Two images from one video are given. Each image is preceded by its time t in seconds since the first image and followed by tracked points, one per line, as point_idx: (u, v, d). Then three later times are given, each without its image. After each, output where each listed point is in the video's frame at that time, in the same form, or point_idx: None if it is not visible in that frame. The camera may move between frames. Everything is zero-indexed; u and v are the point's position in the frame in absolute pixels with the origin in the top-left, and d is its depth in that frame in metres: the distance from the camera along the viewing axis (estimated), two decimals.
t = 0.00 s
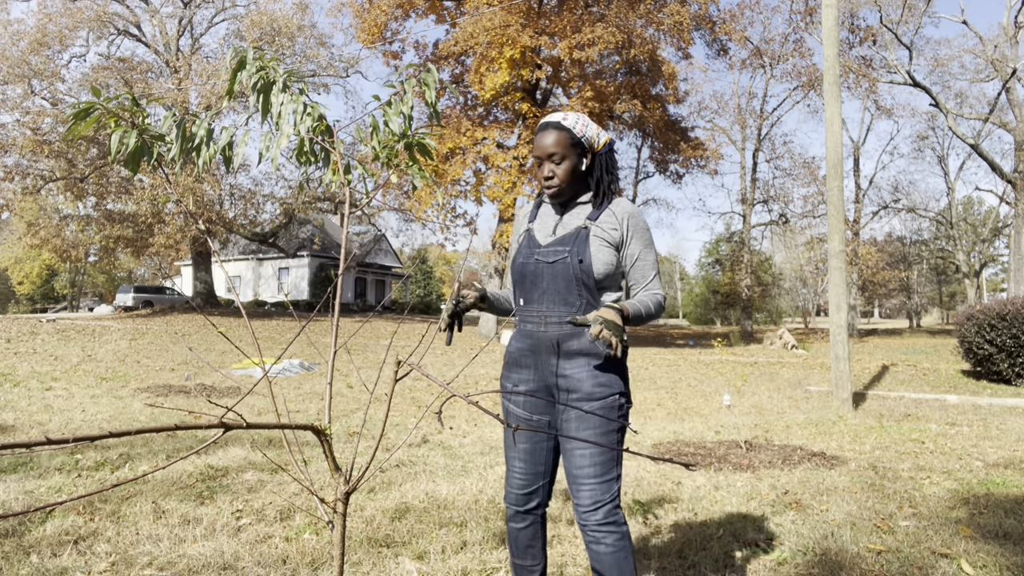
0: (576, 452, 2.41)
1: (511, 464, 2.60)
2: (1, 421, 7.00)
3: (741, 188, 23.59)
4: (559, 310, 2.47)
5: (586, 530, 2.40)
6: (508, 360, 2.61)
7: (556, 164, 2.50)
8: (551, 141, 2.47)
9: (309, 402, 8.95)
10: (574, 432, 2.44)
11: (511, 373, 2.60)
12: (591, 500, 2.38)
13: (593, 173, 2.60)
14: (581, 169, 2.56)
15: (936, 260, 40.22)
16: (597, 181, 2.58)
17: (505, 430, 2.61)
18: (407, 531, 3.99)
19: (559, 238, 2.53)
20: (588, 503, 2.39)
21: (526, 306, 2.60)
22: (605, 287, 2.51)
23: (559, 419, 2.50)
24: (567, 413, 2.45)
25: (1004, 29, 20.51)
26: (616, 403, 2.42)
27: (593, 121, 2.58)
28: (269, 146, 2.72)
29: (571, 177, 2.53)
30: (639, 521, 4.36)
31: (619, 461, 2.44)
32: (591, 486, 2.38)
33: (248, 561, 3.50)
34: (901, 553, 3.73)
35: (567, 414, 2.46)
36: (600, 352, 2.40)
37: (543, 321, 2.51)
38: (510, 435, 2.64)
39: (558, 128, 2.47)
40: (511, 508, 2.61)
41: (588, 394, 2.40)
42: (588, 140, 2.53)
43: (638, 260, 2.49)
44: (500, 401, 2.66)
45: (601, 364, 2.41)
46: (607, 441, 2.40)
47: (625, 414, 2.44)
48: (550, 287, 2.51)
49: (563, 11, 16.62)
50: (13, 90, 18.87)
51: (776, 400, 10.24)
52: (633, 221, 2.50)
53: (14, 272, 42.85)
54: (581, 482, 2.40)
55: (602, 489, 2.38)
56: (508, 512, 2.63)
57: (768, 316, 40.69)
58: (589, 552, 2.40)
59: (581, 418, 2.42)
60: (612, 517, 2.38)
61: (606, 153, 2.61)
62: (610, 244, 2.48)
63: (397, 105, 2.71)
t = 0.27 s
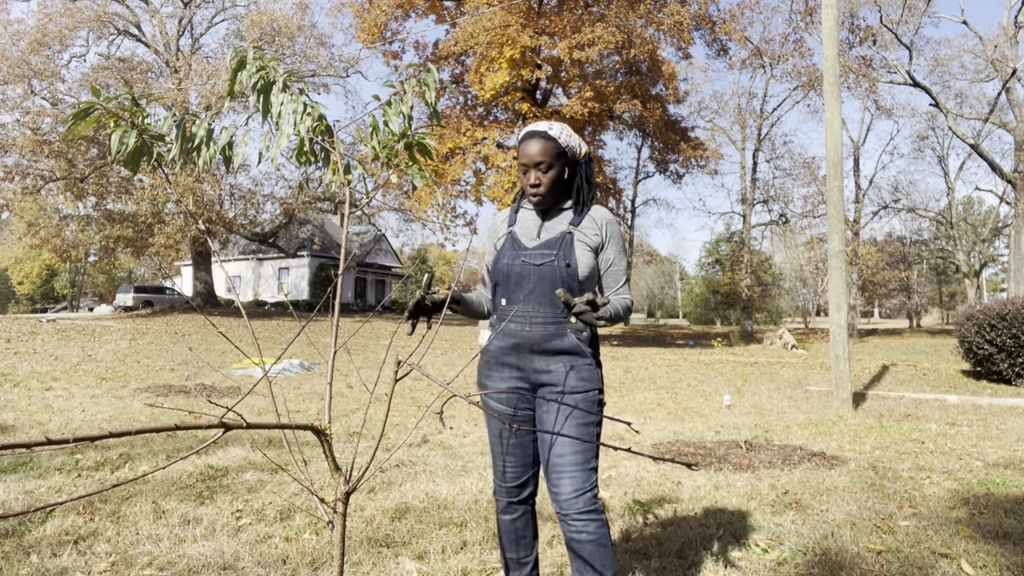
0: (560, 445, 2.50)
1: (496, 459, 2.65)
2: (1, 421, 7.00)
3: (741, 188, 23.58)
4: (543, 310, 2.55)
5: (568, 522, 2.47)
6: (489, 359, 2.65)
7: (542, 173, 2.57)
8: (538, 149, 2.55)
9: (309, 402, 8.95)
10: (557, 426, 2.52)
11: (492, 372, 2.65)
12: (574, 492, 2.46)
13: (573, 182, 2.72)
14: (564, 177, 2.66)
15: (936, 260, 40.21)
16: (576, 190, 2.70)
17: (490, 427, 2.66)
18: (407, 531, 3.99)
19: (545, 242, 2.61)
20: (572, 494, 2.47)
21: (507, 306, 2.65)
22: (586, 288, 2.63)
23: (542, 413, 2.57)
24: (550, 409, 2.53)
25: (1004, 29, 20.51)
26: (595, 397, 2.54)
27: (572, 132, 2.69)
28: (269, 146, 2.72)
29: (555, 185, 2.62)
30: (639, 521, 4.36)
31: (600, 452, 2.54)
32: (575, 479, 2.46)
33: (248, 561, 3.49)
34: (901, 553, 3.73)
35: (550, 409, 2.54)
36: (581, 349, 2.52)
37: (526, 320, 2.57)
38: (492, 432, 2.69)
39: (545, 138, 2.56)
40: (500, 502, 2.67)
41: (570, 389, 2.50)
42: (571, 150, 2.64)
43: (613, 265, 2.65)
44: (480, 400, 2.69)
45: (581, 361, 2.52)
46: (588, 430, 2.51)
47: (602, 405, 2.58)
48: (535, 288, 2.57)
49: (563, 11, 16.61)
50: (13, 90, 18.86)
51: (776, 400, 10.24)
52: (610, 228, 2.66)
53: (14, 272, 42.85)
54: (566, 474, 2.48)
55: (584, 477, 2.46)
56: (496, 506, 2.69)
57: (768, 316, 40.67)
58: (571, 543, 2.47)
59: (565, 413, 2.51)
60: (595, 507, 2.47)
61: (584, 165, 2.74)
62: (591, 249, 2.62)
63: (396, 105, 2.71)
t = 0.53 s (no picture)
0: (551, 443, 2.49)
1: (492, 455, 2.67)
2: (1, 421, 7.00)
3: (741, 188, 23.57)
4: (534, 309, 2.55)
5: (558, 518, 2.50)
6: (483, 357, 2.66)
7: (532, 173, 2.58)
8: (527, 151, 2.56)
9: (309, 402, 8.95)
10: (548, 425, 2.52)
11: (486, 370, 2.66)
12: (566, 489, 2.48)
13: (564, 182, 2.72)
14: (554, 177, 2.66)
15: (936, 260, 40.22)
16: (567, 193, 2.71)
17: (484, 425, 2.67)
18: (407, 532, 3.99)
19: (536, 241, 2.61)
20: (563, 491, 2.49)
21: (499, 305, 2.66)
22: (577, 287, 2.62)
23: (534, 411, 2.58)
24: (542, 407, 2.53)
25: (1004, 29, 20.51)
26: (587, 396, 2.53)
27: (562, 133, 2.69)
28: (269, 145, 2.72)
29: (545, 186, 2.62)
30: (639, 521, 4.37)
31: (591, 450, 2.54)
32: (566, 476, 2.47)
33: (248, 561, 3.49)
34: (901, 553, 3.73)
35: (541, 408, 2.54)
36: (572, 348, 2.51)
37: (518, 318, 2.57)
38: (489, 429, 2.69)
39: (534, 139, 2.57)
40: (498, 497, 2.68)
41: (562, 387, 2.50)
42: (561, 151, 2.65)
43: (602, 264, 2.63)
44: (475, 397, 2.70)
45: (572, 359, 2.51)
46: (579, 429, 2.51)
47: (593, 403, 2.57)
48: (526, 286, 2.57)
49: (563, 11, 16.61)
50: (12, 90, 18.86)
51: (777, 400, 10.24)
52: (599, 227, 2.63)
53: (14, 272, 42.86)
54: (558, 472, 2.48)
55: (576, 476, 2.48)
56: (495, 502, 2.70)
57: (768, 316, 40.60)
58: (562, 538, 2.50)
59: (557, 411, 2.50)
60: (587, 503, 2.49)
61: (575, 165, 2.73)
62: (580, 246, 2.61)
63: (397, 105, 2.71)
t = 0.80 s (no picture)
0: (551, 443, 2.49)
1: (491, 456, 2.66)
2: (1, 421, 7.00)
3: (741, 188, 23.57)
4: (534, 309, 2.55)
5: (559, 517, 2.50)
6: (482, 358, 2.66)
7: (527, 175, 2.57)
8: (524, 153, 2.56)
9: (309, 402, 8.95)
10: (548, 425, 2.52)
11: (486, 371, 2.65)
12: (568, 488, 2.48)
13: (557, 183, 2.72)
14: (548, 179, 2.66)
15: (936, 260, 40.21)
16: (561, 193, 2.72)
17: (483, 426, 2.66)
18: (407, 532, 3.99)
19: (533, 242, 2.61)
20: (564, 489, 2.50)
21: (497, 306, 2.65)
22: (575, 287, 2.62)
23: (534, 411, 2.57)
24: (542, 406, 2.53)
25: (1004, 29, 20.50)
26: (586, 395, 2.54)
27: (556, 134, 2.69)
28: (269, 145, 2.72)
29: (540, 188, 2.62)
30: (639, 521, 4.37)
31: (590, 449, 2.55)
32: (567, 475, 2.48)
33: (248, 561, 3.50)
34: (901, 553, 3.73)
35: (541, 407, 2.54)
36: (572, 347, 2.52)
37: (517, 320, 2.57)
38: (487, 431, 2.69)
39: (529, 141, 2.57)
40: (497, 497, 2.68)
41: (562, 386, 2.51)
42: (555, 153, 2.65)
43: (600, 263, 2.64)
44: (475, 398, 2.69)
45: (572, 358, 2.52)
46: (579, 427, 2.51)
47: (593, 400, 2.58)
48: (524, 288, 2.57)
49: (563, 11, 16.61)
50: (12, 90, 18.85)
51: (776, 400, 10.25)
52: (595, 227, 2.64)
53: (14, 272, 42.88)
54: (556, 471, 2.49)
55: (577, 474, 2.48)
56: (494, 502, 2.70)
57: (768, 316, 40.61)
58: (562, 538, 2.50)
59: (556, 411, 2.50)
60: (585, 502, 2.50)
61: (570, 166, 2.73)
62: (576, 247, 2.61)
63: (397, 105, 2.71)
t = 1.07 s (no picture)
0: (547, 442, 2.49)
1: (489, 454, 2.66)
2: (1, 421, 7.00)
3: (741, 188, 23.57)
4: (530, 309, 2.55)
5: (556, 516, 2.50)
6: (480, 358, 2.66)
7: (523, 176, 2.57)
8: (519, 155, 2.56)
9: (309, 402, 8.95)
10: (545, 424, 2.52)
11: (483, 370, 2.66)
12: (566, 487, 2.48)
13: (553, 184, 2.72)
14: (543, 180, 2.66)
15: (936, 260, 40.21)
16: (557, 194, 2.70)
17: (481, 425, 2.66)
18: (407, 532, 3.99)
19: (528, 243, 2.61)
20: (562, 488, 2.49)
21: (494, 307, 2.66)
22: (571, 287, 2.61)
23: (532, 410, 2.58)
24: (539, 405, 2.53)
25: (1004, 29, 20.50)
26: (583, 394, 2.54)
27: (550, 135, 2.69)
28: (269, 145, 2.72)
29: (535, 189, 2.62)
30: (639, 521, 4.37)
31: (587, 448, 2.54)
32: (563, 475, 2.47)
33: (248, 561, 3.49)
34: (901, 553, 3.73)
35: (538, 407, 2.54)
36: (568, 347, 2.51)
37: (514, 320, 2.57)
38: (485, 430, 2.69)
39: (525, 143, 2.57)
40: (496, 496, 2.68)
41: (558, 385, 2.51)
42: (550, 154, 2.64)
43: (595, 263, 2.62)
44: (473, 398, 2.70)
45: (568, 358, 2.51)
46: (576, 426, 2.51)
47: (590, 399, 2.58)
48: (520, 288, 2.57)
49: (563, 11, 16.61)
50: (12, 90, 18.84)
51: (777, 400, 10.25)
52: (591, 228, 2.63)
53: (14, 272, 42.88)
54: (553, 470, 2.49)
55: (574, 474, 2.48)
56: (493, 501, 2.70)
57: (768, 316, 40.61)
58: (559, 537, 2.50)
59: (553, 410, 2.50)
60: (581, 502, 2.50)
61: (565, 167, 2.73)
62: (571, 247, 2.60)
63: (397, 105, 2.71)
